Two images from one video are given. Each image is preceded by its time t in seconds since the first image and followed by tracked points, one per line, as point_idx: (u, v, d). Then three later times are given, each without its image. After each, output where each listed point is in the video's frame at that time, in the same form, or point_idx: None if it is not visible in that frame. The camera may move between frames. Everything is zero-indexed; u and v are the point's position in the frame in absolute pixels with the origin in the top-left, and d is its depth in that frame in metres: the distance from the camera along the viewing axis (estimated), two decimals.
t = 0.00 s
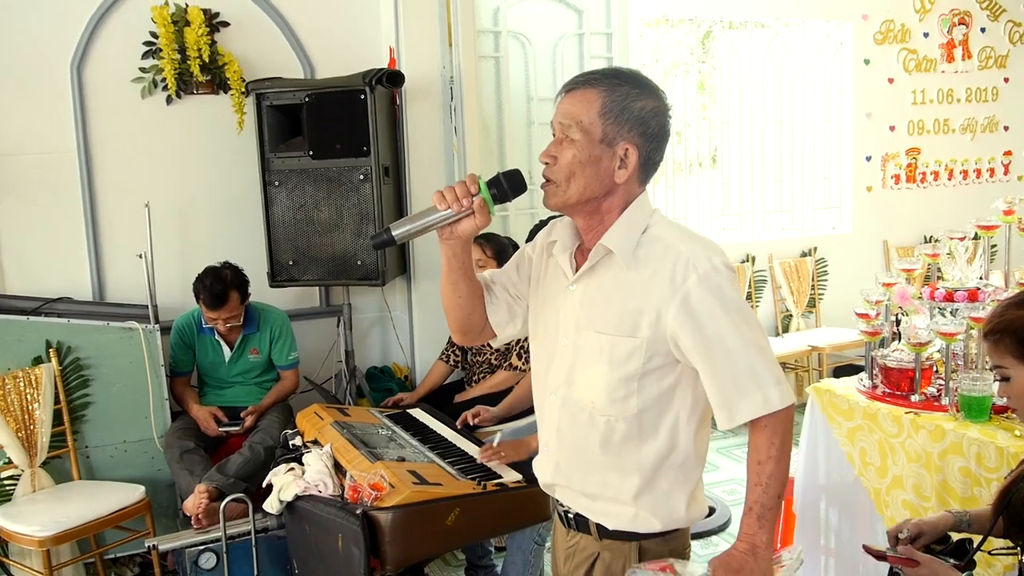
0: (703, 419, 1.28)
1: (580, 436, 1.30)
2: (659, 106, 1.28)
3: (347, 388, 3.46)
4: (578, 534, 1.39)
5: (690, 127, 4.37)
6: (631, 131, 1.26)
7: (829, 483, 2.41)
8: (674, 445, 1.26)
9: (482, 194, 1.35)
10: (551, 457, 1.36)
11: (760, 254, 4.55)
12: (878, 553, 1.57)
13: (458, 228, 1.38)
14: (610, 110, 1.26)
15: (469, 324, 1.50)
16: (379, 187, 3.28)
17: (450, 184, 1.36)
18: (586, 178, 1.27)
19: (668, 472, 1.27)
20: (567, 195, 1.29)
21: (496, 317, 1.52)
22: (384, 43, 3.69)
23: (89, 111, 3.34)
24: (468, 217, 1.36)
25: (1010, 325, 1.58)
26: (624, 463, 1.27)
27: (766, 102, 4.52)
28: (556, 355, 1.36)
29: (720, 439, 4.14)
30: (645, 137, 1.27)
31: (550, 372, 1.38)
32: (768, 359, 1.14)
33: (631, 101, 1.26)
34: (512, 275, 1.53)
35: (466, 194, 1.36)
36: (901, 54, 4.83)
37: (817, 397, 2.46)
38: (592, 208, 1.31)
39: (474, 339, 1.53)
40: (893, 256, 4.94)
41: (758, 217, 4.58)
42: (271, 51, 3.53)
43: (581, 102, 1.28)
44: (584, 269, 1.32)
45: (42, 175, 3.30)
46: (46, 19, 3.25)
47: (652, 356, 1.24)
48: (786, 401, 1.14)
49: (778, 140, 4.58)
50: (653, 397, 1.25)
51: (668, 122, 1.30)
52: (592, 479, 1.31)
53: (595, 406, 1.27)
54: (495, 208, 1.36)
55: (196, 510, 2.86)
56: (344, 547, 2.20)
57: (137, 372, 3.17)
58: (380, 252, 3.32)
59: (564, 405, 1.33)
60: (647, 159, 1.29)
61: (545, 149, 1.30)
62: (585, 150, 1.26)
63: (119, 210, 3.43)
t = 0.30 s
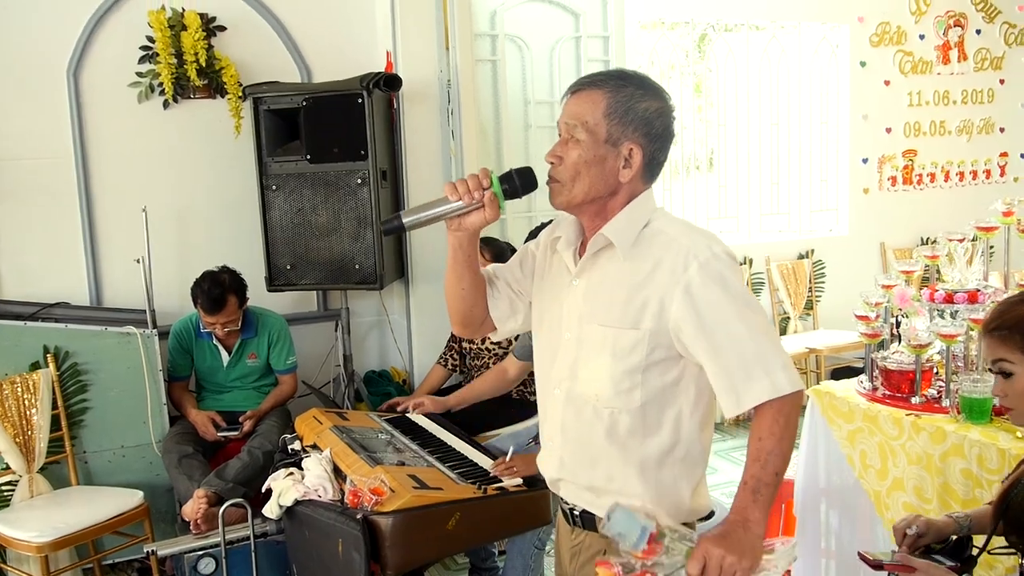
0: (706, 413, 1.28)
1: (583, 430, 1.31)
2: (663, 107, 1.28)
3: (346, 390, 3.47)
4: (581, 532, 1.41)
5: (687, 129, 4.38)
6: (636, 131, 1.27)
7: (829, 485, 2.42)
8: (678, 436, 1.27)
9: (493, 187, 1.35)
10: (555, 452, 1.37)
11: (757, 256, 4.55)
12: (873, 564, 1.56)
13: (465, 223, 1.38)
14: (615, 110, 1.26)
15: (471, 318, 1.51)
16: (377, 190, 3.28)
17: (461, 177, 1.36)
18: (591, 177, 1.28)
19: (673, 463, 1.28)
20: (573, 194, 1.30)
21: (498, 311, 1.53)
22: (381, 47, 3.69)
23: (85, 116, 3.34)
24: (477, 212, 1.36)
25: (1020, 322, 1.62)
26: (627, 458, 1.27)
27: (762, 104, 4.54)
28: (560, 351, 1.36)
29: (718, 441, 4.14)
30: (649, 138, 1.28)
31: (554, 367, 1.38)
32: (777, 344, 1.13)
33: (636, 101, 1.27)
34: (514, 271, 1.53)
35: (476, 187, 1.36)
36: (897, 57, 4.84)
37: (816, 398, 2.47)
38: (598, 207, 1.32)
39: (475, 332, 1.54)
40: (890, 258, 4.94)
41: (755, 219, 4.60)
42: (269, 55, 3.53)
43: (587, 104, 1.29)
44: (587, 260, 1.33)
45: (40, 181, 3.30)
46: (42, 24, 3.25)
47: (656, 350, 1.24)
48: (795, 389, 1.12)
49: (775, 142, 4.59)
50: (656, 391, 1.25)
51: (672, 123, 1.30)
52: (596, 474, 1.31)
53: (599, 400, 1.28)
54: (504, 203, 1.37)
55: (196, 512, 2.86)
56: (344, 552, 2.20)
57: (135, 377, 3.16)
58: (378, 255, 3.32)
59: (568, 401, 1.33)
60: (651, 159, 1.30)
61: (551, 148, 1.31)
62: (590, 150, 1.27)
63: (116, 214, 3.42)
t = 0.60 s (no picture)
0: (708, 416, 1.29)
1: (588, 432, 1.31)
2: (664, 107, 1.28)
3: (343, 395, 3.46)
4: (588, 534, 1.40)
5: (682, 131, 4.38)
6: (636, 130, 1.26)
7: (828, 488, 2.41)
8: (681, 438, 1.27)
9: (494, 190, 1.33)
10: (558, 455, 1.37)
11: (754, 258, 4.55)
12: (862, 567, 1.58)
13: (466, 225, 1.37)
14: (615, 109, 1.26)
15: (472, 321, 1.50)
16: (373, 193, 3.27)
17: (463, 178, 1.35)
18: (592, 175, 1.27)
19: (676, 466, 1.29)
20: (573, 192, 1.29)
21: (499, 314, 1.52)
22: (377, 50, 3.68)
23: (80, 119, 3.32)
24: (478, 214, 1.35)
25: (971, 326, 1.61)
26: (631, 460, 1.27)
27: (758, 106, 4.54)
28: (564, 354, 1.36)
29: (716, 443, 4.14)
30: (650, 137, 1.27)
31: (557, 369, 1.38)
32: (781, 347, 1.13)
33: (637, 101, 1.26)
34: (516, 275, 1.53)
35: (477, 188, 1.35)
36: (892, 58, 4.86)
37: (814, 401, 2.46)
38: (599, 207, 1.31)
39: (476, 336, 1.53)
40: (886, 259, 4.95)
41: (751, 221, 4.60)
42: (265, 58, 3.52)
43: (587, 103, 1.28)
44: (592, 266, 1.32)
45: (36, 185, 3.29)
46: (36, 27, 3.23)
47: (660, 352, 1.24)
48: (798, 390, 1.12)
49: (771, 143, 4.60)
50: (661, 393, 1.25)
51: (673, 123, 1.30)
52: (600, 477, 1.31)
53: (604, 403, 1.28)
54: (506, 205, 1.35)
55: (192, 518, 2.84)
56: (343, 557, 2.19)
57: (131, 382, 3.15)
58: (375, 258, 3.32)
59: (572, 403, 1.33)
60: (652, 159, 1.29)
61: (551, 147, 1.30)
62: (590, 148, 1.26)
63: (111, 218, 3.40)
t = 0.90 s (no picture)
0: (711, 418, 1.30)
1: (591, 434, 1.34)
2: (665, 109, 1.28)
3: (338, 400, 3.45)
4: (594, 538, 1.42)
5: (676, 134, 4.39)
6: (638, 133, 1.26)
7: (825, 491, 2.40)
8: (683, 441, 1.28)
9: (497, 194, 1.33)
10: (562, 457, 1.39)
11: (748, 261, 4.56)
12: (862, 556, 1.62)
13: (468, 228, 1.37)
14: (617, 112, 1.26)
15: (475, 326, 1.48)
16: (367, 197, 3.26)
17: (465, 181, 1.35)
18: (593, 178, 1.27)
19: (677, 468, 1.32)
20: (575, 195, 1.28)
21: (501, 318, 1.50)
22: (371, 54, 3.68)
23: (71, 123, 3.30)
24: (480, 217, 1.35)
25: (930, 352, 1.63)
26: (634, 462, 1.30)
27: (751, 109, 4.56)
28: (566, 359, 1.37)
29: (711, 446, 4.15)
30: (651, 140, 1.27)
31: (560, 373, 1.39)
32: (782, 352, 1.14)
33: (638, 104, 1.26)
34: (519, 279, 1.53)
35: (480, 191, 1.35)
36: (884, 61, 4.88)
37: (811, 404, 2.46)
38: (601, 209, 1.31)
39: (478, 338, 1.52)
40: (879, 262, 4.97)
41: (744, 224, 4.61)
42: (258, 62, 3.51)
43: (588, 106, 1.28)
44: (595, 271, 1.32)
45: (28, 190, 3.27)
46: (27, 31, 3.21)
47: (662, 356, 1.26)
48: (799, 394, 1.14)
49: (764, 146, 4.61)
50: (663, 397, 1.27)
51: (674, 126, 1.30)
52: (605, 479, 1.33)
53: (608, 407, 1.29)
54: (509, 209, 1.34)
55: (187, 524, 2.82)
56: (340, 563, 2.18)
57: (124, 387, 3.12)
58: (369, 262, 3.31)
59: (576, 405, 1.35)
60: (653, 162, 1.29)
61: (552, 151, 1.30)
62: (592, 151, 1.26)
63: (103, 222, 3.38)
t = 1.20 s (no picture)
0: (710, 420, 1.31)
1: (591, 436, 1.34)
2: (668, 112, 1.27)
3: (332, 404, 3.43)
4: (588, 542, 1.40)
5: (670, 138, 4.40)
6: (641, 136, 1.26)
7: (822, 494, 2.39)
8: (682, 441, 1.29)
9: (501, 193, 1.33)
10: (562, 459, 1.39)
11: (742, 265, 4.57)
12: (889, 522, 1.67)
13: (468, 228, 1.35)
14: (620, 115, 1.26)
15: (474, 326, 1.48)
16: (362, 201, 3.25)
17: (468, 181, 1.35)
18: (596, 181, 1.26)
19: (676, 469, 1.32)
20: (578, 197, 1.28)
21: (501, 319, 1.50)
22: (365, 57, 3.67)
23: (63, 128, 3.28)
24: (482, 217, 1.34)
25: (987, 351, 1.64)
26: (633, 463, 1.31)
27: (745, 113, 4.57)
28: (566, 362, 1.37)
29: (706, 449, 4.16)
30: (654, 142, 1.27)
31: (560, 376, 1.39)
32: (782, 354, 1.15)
33: (641, 106, 1.26)
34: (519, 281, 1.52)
35: (484, 190, 1.35)
36: (877, 64, 4.90)
37: (808, 407, 2.45)
38: (604, 209, 1.30)
39: (479, 338, 1.51)
40: (873, 265, 4.99)
41: (738, 227, 4.62)
42: (252, 65, 3.50)
43: (591, 109, 1.28)
44: (597, 273, 1.31)
45: (18, 194, 3.24)
46: (18, 35, 3.19)
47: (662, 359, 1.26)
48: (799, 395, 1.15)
49: (758, 149, 4.62)
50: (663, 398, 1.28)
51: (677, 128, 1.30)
52: (604, 482, 1.34)
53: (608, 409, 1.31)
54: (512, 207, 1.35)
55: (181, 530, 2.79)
56: (337, 569, 2.16)
57: (117, 393, 3.10)
58: (365, 266, 3.30)
59: (576, 407, 1.36)
60: (657, 164, 1.29)
61: (556, 155, 1.29)
62: (595, 154, 1.25)
63: (95, 227, 3.36)
